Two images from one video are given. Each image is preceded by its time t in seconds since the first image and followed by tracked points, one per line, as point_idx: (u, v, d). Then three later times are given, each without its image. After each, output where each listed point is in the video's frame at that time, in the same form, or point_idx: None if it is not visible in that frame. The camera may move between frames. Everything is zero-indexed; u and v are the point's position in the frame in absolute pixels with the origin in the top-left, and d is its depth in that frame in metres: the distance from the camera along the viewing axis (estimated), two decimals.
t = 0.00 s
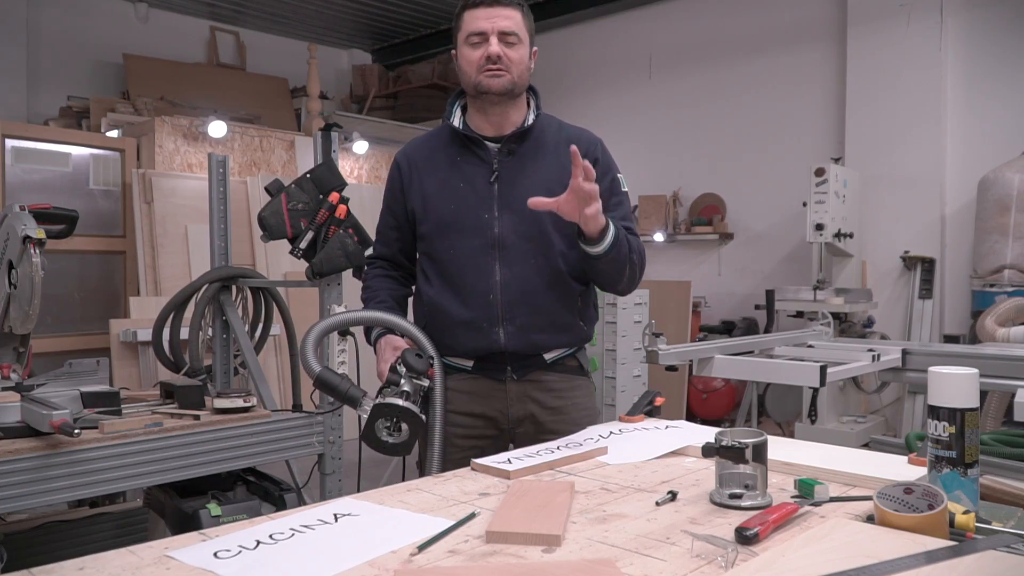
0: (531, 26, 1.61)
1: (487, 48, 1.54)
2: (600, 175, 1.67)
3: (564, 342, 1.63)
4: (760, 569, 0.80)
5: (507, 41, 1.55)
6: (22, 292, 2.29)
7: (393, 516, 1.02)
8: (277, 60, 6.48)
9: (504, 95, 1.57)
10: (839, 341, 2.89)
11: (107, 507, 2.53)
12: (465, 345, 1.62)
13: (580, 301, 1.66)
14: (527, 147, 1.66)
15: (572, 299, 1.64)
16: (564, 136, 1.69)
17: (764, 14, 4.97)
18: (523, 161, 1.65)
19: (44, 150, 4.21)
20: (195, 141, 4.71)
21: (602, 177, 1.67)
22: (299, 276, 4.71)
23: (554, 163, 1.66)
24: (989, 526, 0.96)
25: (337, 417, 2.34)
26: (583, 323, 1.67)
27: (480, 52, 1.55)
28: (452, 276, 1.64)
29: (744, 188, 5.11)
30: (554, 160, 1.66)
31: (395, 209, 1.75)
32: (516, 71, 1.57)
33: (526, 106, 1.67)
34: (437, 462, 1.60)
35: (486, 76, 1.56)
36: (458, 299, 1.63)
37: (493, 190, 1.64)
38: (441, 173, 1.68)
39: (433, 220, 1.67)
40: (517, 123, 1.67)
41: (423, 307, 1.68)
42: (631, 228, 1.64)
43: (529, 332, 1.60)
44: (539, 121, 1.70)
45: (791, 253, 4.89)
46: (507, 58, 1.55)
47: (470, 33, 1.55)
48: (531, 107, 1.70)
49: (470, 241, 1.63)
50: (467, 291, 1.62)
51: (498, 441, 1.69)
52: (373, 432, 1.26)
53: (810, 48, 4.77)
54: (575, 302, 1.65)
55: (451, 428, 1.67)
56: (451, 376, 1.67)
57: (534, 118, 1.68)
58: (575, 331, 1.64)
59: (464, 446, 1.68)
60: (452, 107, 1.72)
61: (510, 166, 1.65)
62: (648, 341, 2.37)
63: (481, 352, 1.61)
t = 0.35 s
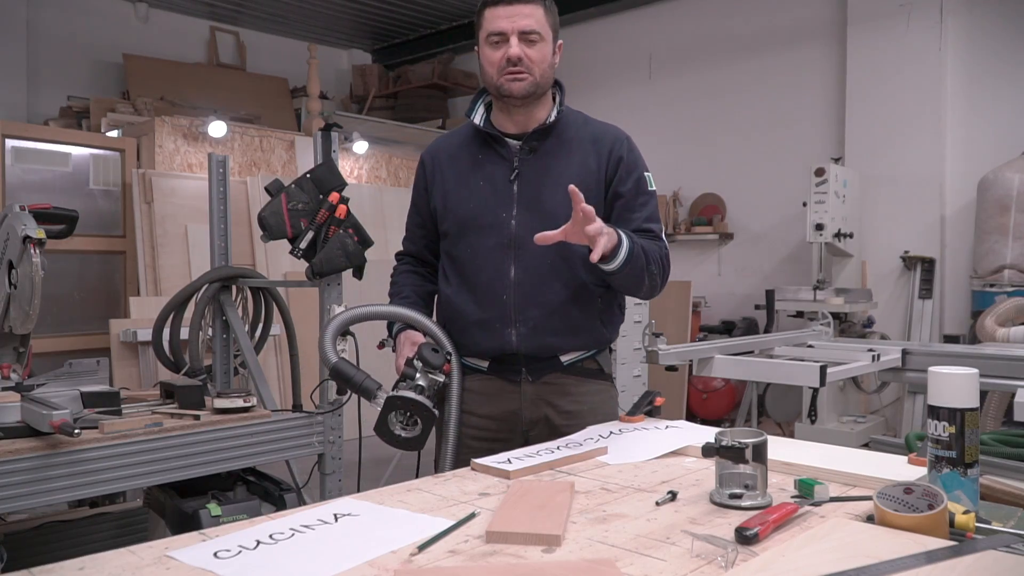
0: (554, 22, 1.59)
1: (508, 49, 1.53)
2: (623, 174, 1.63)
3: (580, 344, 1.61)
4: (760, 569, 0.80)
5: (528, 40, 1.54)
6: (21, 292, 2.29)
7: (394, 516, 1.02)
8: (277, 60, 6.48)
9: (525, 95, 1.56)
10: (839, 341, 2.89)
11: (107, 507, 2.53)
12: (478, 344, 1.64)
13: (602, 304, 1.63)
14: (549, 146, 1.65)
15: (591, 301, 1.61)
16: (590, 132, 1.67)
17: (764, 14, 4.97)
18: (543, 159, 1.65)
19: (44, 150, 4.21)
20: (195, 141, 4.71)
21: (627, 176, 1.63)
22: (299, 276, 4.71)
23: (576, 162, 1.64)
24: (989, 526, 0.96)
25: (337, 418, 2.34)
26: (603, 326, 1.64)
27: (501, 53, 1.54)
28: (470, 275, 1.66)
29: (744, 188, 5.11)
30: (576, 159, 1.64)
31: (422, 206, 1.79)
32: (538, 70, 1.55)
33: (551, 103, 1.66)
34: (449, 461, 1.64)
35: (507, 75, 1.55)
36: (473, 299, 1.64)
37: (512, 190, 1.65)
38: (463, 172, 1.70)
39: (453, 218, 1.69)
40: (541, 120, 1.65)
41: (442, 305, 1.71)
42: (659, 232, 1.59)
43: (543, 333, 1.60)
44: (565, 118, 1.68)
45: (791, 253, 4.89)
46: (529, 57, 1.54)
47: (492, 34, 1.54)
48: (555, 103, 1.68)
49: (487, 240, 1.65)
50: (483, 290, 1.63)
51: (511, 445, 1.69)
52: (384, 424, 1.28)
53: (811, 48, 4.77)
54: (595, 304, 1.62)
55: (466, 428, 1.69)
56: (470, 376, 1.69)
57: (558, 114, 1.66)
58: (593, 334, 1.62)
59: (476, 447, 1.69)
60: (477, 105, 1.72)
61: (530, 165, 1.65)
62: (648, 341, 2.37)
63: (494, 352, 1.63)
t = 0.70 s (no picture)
0: (570, 20, 1.57)
1: (523, 48, 1.51)
2: (632, 179, 1.62)
3: (583, 348, 1.61)
4: (760, 569, 0.80)
5: (542, 40, 1.52)
6: (21, 292, 2.29)
7: (394, 516, 1.02)
8: (277, 60, 6.48)
9: (538, 95, 1.55)
10: (838, 341, 2.89)
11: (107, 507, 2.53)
12: (481, 345, 1.64)
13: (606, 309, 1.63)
14: (560, 146, 1.64)
15: (597, 305, 1.61)
16: (602, 135, 1.65)
17: (765, 14, 4.97)
18: (551, 161, 1.64)
19: (44, 150, 4.21)
20: (195, 141, 4.71)
21: (639, 180, 1.62)
22: (299, 276, 4.72)
23: (586, 164, 1.63)
24: (989, 526, 0.96)
25: (337, 418, 2.34)
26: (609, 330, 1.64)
27: (515, 53, 1.52)
28: (475, 273, 1.66)
29: (744, 188, 5.11)
30: (587, 161, 1.63)
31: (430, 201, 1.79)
32: (552, 71, 1.54)
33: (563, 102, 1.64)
34: (451, 461, 1.64)
35: (520, 75, 1.53)
36: (478, 299, 1.64)
37: (520, 191, 1.64)
38: (472, 170, 1.70)
39: (460, 218, 1.69)
40: (552, 119, 1.64)
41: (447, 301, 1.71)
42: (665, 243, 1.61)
43: (546, 336, 1.59)
44: (577, 117, 1.66)
45: (791, 253, 4.89)
46: (542, 58, 1.52)
47: (505, 32, 1.52)
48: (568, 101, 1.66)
49: (493, 241, 1.64)
50: (487, 291, 1.63)
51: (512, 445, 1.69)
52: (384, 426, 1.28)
53: (811, 48, 4.77)
54: (600, 309, 1.62)
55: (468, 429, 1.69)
56: (473, 377, 1.69)
57: (569, 114, 1.65)
58: (594, 338, 1.61)
59: (479, 448, 1.69)
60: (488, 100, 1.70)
61: (539, 166, 1.64)
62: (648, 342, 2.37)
63: (496, 354, 1.62)
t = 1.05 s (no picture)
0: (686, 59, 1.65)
1: (647, 89, 1.60)
2: (740, 200, 1.68)
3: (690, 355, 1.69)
4: (759, 569, 0.80)
5: (665, 79, 1.60)
6: (21, 292, 2.29)
7: (394, 516, 1.02)
8: (277, 60, 6.48)
9: (661, 130, 1.64)
10: (838, 341, 2.88)
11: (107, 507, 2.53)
12: (590, 342, 1.75)
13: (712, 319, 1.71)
14: (674, 169, 1.73)
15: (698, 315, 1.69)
16: (714, 158, 1.72)
17: (764, 14, 4.97)
18: (668, 180, 1.73)
19: (44, 150, 4.21)
20: (195, 141, 4.71)
21: (749, 200, 1.68)
22: (299, 276, 4.72)
23: (695, 185, 1.71)
24: (989, 526, 0.96)
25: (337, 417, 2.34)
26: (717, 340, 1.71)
27: (640, 92, 1.61)
28: (590, 278, 1.77)
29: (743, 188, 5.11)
30: (696, 182, 1.71)
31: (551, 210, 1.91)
32: (674, 107, 1.62)
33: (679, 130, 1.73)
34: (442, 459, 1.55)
35: (645, 113, 1.62)
36: (589, 300, 1.76)
37: (637, 206, 1.74)
38: (591, 185, 1.82)
39: (580, 226, 1.81)
40: (670, 145, 1.73)
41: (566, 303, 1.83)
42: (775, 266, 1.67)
43: (650, 339, 1.69)
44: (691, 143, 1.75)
45: (791, 253, 4.88)
46: (665, 97, 1.61)
47: (630, 73, 1.61)
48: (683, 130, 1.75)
49: (610, 249, 1.75)
50: (600, 294, 1.74)
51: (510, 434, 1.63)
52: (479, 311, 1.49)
53: (810, 48, 4.77)
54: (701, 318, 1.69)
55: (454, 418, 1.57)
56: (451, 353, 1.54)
57: (683, 141, 1.74)
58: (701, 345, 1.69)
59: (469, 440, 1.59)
60: (611, 128, 1.82)
61: (654, 186, 1.74)
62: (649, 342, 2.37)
63: (603, 350, 1.73)
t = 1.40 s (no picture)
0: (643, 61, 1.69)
1: (607, 89, 1.63)
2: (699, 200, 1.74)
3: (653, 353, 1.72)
4: (759, 569, 0.80)
5: (624, 80, 1.63)
6: (21, 292, 2.29)
7: (395, 516, 1.02)
8: (278, 60, 6.48)
9: (621, 131, 1.67)
10: (839, 341, 2.88)
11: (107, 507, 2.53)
12: (556, 345, 1.74)
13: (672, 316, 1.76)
14: (634, 169, 1.76)
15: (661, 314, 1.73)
16: (672, 159, 1.77)
17: (764, 14, 4.97)
18: (629, 181, 1.75)
19: (44, 150, 4.21)
20: (195, 141, 4.72)
21: (705, 201, 1.75)
22: (299, 276, 4.72)
23: (656, 185, 1.75)
24: (989, 526, 0.96)
25: (337, 417, 2.35)
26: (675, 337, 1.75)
27: (600, 92, 1.64)
28: (553, 279, 1.76)
29: (743, 188, 5.11)
30: (656, 182, 1.75)
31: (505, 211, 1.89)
32: (634, 108, 1.66)
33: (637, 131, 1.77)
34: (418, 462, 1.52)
35: (604, 113, 1.65)
36: (555, 302, 1.75)
37: (599, 207, 1.76)
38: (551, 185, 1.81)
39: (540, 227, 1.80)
40: (628, 146, 1.76)
41: (529, 304, 1.81)
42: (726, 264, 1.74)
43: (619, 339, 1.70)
44: (648, 145, 1.79)
45: (791, 253, 4.88)
46: (625, 97, 1.64)
47: (590, 74, 1.63)
48: (640, 132, 1.79)
49: (575, 250, 1.75)
50: (566, 295, 1.74)
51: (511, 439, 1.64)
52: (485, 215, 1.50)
53: (810, 48, 4.77)
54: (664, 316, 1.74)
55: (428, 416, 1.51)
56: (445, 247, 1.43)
57: (641, 142, 1.78)
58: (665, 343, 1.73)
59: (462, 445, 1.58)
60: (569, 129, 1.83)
61: (616, 186, 1.76)
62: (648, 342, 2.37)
63: (571, 352, 1.73)
